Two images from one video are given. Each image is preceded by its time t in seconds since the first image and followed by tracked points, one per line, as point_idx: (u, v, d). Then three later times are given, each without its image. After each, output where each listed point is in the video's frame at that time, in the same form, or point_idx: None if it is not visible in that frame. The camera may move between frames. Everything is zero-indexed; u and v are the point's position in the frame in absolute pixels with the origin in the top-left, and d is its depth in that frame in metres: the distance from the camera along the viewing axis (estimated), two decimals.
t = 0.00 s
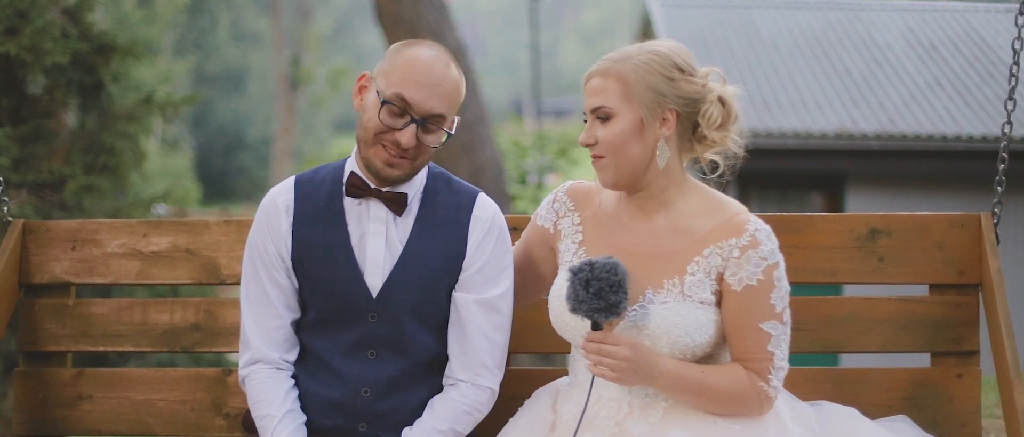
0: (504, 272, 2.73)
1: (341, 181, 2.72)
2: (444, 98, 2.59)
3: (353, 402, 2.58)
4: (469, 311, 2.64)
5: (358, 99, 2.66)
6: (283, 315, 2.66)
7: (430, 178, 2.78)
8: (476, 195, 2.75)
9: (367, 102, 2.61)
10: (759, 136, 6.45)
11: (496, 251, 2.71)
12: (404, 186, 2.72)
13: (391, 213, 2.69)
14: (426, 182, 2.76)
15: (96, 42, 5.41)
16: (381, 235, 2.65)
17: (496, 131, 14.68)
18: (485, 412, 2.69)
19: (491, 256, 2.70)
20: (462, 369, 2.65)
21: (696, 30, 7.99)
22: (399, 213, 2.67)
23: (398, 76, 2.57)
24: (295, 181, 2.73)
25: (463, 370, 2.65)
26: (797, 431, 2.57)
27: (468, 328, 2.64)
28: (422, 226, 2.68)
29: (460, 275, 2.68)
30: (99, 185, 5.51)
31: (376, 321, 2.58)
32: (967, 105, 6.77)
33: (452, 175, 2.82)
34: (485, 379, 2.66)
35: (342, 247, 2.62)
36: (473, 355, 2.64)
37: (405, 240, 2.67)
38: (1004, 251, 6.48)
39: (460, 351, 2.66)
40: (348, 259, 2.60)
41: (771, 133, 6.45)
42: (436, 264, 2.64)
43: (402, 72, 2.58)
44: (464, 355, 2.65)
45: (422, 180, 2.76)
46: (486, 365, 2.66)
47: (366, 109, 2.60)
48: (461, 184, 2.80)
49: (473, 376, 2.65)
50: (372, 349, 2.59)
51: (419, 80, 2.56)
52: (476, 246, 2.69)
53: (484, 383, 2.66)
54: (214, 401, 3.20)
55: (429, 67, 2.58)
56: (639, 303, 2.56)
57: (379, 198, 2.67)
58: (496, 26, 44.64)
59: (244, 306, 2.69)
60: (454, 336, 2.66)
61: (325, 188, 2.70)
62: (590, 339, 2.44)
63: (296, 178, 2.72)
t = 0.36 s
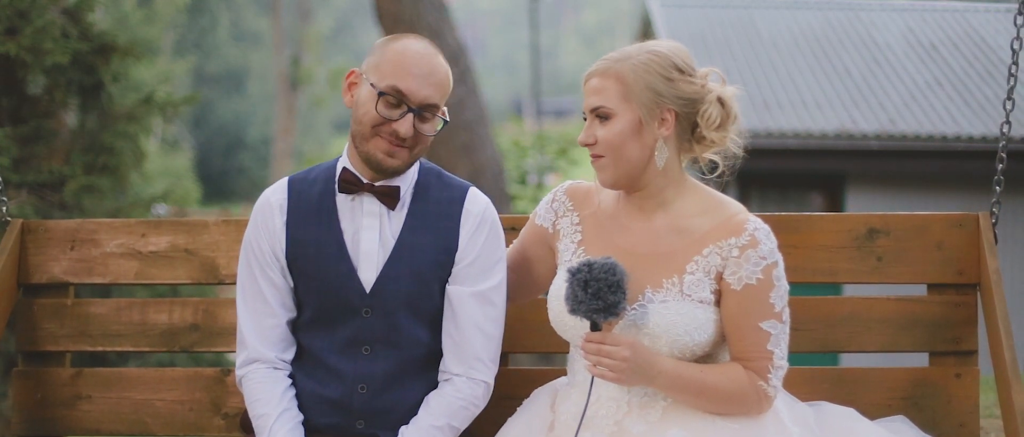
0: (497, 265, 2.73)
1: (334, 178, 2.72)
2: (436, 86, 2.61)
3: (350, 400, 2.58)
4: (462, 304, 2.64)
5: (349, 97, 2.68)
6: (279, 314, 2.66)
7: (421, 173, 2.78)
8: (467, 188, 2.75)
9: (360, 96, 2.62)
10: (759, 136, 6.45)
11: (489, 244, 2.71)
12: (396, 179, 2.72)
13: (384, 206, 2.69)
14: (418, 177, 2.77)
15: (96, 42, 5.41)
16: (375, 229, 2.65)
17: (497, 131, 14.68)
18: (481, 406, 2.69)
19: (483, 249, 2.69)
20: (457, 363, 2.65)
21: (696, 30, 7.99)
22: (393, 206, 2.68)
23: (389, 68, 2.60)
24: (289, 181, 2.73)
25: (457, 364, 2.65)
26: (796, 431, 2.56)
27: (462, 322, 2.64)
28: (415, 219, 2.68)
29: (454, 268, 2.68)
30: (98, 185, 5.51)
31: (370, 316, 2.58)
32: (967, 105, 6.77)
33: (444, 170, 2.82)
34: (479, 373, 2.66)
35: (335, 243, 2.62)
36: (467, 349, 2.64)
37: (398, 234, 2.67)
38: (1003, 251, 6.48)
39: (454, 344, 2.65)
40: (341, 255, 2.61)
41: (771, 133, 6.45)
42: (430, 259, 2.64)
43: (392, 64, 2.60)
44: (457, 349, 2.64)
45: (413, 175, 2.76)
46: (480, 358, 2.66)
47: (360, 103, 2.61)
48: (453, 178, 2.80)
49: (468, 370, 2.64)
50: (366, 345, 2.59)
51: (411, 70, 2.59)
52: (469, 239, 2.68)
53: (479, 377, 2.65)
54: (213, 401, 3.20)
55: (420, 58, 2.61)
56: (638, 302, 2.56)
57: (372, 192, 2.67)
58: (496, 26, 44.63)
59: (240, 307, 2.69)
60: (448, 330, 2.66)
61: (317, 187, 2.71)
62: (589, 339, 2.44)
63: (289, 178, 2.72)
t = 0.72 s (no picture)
0: (495, 263, 2.73)
1: (332, 178, 2.72)
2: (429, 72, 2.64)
3: (348, 398, 2.57)
4: (461, 301, 2.64)
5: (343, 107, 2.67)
6: (278, 314, 2.66)
7: (420, 172, 2.78)
8: (465, 186, 2.75)
9: (359, 101, 2.62)
10: (759, 136, 6.45)
11: (487, 241, 2.71)
12: (397, 175, 2.73)
13: (385, 205, 2.69)
14: (417, 175, 2.76)
15: (95, 42, 5.41)
16: (374, 227, 2.65)
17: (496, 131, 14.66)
18: (480, 403, 2.68)
19: (481, 246, 2.69)
20: (455, 360, 2.64)
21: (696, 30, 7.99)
22: (393, 204, 2.67)
23: (381, 64, 2.60)
24: (287, 181, 2.74)
25: (456, 361, 2.64)
26: (793, 429, 2.56)
27: (460, 319, 2.64)
28: (413, 217, 2.68)
29: (451, 266, 2.68)
30: (98, 185, 5.52)
31: (369, 314, 2.58)
32: (967, 105, 6.77)
33: (442, 168, 2.82)
34: (478, 370, 2.65)
35: (334, 242, 2.63)
36: (465, 346, 2.63)
37: (397, 232, 2.67)
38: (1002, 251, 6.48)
39: (452, 342, 2.64)
40: (340, 253, 2.61)
41: (771, 133, 6.45)
42: (426, 257, 2.64)
43: (383, 60, 2.61)
44: (456, 347, 2.64)
45: (412, 173, 2.76)
46: (478, 356, 2.65)
47: (363, 107, 2.60)
48: (451, 177, 2.80)
49: (466, 367, 2.63)
50: (365, 344, 2.59)
51: (403, 61, 2.60)
52: (466, 236, 2.68)
53: (477, 374, 2.64)
54: (211, 401, 3.20)
55: (409, 50, 2.62)
56: (631, 301, 2.57)
57: (373, 191, 2.67)
58: (496, 26, 44.63)
59: (239, 308, 2.70)
60: (446, 328, 2.66)
61: (315, 187, 2.71)
62: (582, 339, 2.44)
63: (287, 178, 2.73)
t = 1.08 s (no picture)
0: (491, 262, 2.73)
1: (327, 179, 2.72)
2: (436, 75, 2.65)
3: (348, 399, 2.57)
4: (459, 300, 2.64)
5: (348, 104, 2.66)
6: (275, 316, 2.66)
7: (415, 171, 2.78)
8: (460, 185, 2.75)
9: (366, 98, 2.61)
10: (759, 136, 6.45)
11: (483, 240, 2.71)
12: (395, 175, 2.73)
13: (383, 205, 2.69)
14: (412, 174, 2.76)
15: (96, 42, 5.41)
16: (372, 228, 2.65)
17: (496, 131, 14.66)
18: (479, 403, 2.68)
19: (477, 245, 2.70)
20: (453, 360, 2.64)
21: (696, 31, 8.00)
22: (393, 203, 2.68)
23: (393, 63, 2.60)
24: (282, 183, 2.75)
25: (454, 361, 2.64)
26: (793, 429, 2.56)
27: (458, 319, 2.63)
28: (410, 217, 2.68)
29: (448, 265, 2.68)
30: (98, 185, 5.52)
31: (369, 315, 2.58)
32: (967, 105, 6.77)
33: (437, 167, 2.82)
34: (477, 370, 2.64)
35: (331, 242, 2.63)
36: (464, 346, 2.63)
37: (394, 232, 2.67)
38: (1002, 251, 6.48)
39: (450, 342, 2.64)
40: (337, 254, 2.61)
41: (771, 133, 6.45)
42: (425, 257, 2.64)
43: (394, 60, 2.61)
44: (454, 347, 2.64)
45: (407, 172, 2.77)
46: (477, 356, 2.65)
47: (370, 105, 2.60)
48: (446, 176, 2.80)
49: (464, 367, 2.63)
50: (364, 345, 2.58)
51: (413, 61, 2.61)
52: (463, 235, 2.69)
53: (476, 374, 2.64)
54: (211, 401, 3.20)
55: (418, 51, 2.64)
56: (630, 302, 2.56)
57: (373, 191, 2.68)
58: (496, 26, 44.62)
59: (236, 310, 2.70)
60: (444, 328, 2.66)
61: (311, 188, 2.71)
62: (580, 340, 2.44)
63: (283, 179, 2.73)
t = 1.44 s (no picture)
0: (491, 263, 2.72)
1: (326, 181, 2.73)
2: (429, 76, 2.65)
3: (347, 399, 2.57)
4: (459, 300, 2.64)
5: (342, 111, 2.66)
6: (275, 317, 2.67)
7: (415, 173, 2.78)
8: (460, 186, 2.75)
9: (360, 103, 2.61)
10: (759, 136, 6.46)
11: (483, 241, 2.70)
12: (392, 177, 2.73)
13: (382, 206, 2.69)
14: (412, 176, 2.76)
15: (96, 42, 5.41)
16: (371, 229, 2.65)
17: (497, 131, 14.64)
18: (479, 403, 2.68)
19: (477, 246, 2.69)
20: (452, 361, 2.63)
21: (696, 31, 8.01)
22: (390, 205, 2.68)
23: (384, 66, 2.60)
24: (281, 185, 2.75)
25: (454, 362, 2.63)
26: (794, 430, 2.56)
27: (457, 319, 2.63)
28: (409, 218, 2.68)
29: (448, 266, 2.67)
30: (98, 185, 5.51)
31: (369, 315, 2.58)
32: (967, 105, 6.77)
33: (437, 168, 2.81)
34: (477, 371, 2.64)
35: (329, 243, 2.63)
36: (463, 346, 2.63)
37: (393, 233, 2.67)
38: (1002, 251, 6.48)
39: (450, 342, 2.64)
40: (336, 255, 2.61)
41: (771, 133, 6.46)
42: (424, 258, 2.64)
43: (386, 62, 2.61)
44: (454, 347, 2.63)
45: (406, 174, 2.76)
46: (477, 356, 2.64)
47: (365, 110, 2.59)
48: (446, 176, 2.79)
49: (464, 367, 2.63)
50: (364, 346, 2.59)
51: (405, 63, 2.60)
52: (463, 236, 2.68)
53: (476, 374, 2.64)
54: (210, 401, 3.20)
55: (410, 52, 2.63)
56: (635, 302, 2.56)
57: (370, 193, 2.67)
58: (496, 26, 44.63)
59: (235, 312, 2.70)
60: (444, 328, 2.65)
61: (310, 190, 2.72)
62: (586, 338, 2.42)
63: (281, 181, 2.74)
